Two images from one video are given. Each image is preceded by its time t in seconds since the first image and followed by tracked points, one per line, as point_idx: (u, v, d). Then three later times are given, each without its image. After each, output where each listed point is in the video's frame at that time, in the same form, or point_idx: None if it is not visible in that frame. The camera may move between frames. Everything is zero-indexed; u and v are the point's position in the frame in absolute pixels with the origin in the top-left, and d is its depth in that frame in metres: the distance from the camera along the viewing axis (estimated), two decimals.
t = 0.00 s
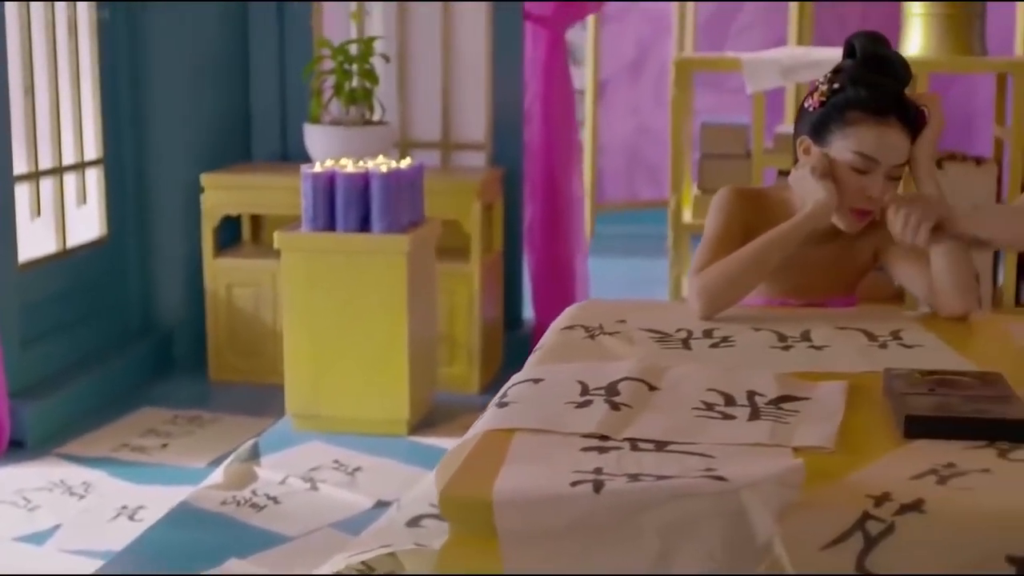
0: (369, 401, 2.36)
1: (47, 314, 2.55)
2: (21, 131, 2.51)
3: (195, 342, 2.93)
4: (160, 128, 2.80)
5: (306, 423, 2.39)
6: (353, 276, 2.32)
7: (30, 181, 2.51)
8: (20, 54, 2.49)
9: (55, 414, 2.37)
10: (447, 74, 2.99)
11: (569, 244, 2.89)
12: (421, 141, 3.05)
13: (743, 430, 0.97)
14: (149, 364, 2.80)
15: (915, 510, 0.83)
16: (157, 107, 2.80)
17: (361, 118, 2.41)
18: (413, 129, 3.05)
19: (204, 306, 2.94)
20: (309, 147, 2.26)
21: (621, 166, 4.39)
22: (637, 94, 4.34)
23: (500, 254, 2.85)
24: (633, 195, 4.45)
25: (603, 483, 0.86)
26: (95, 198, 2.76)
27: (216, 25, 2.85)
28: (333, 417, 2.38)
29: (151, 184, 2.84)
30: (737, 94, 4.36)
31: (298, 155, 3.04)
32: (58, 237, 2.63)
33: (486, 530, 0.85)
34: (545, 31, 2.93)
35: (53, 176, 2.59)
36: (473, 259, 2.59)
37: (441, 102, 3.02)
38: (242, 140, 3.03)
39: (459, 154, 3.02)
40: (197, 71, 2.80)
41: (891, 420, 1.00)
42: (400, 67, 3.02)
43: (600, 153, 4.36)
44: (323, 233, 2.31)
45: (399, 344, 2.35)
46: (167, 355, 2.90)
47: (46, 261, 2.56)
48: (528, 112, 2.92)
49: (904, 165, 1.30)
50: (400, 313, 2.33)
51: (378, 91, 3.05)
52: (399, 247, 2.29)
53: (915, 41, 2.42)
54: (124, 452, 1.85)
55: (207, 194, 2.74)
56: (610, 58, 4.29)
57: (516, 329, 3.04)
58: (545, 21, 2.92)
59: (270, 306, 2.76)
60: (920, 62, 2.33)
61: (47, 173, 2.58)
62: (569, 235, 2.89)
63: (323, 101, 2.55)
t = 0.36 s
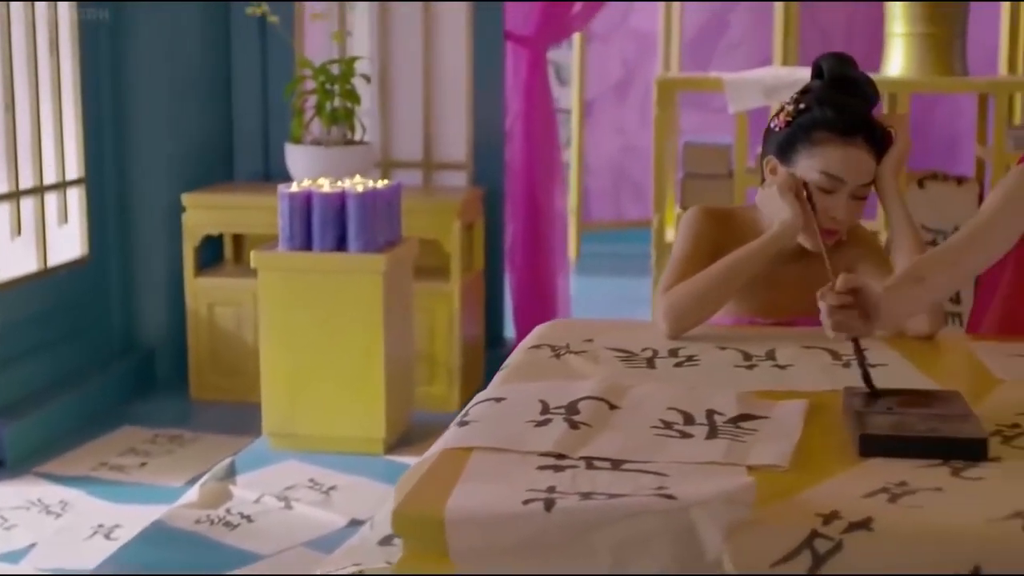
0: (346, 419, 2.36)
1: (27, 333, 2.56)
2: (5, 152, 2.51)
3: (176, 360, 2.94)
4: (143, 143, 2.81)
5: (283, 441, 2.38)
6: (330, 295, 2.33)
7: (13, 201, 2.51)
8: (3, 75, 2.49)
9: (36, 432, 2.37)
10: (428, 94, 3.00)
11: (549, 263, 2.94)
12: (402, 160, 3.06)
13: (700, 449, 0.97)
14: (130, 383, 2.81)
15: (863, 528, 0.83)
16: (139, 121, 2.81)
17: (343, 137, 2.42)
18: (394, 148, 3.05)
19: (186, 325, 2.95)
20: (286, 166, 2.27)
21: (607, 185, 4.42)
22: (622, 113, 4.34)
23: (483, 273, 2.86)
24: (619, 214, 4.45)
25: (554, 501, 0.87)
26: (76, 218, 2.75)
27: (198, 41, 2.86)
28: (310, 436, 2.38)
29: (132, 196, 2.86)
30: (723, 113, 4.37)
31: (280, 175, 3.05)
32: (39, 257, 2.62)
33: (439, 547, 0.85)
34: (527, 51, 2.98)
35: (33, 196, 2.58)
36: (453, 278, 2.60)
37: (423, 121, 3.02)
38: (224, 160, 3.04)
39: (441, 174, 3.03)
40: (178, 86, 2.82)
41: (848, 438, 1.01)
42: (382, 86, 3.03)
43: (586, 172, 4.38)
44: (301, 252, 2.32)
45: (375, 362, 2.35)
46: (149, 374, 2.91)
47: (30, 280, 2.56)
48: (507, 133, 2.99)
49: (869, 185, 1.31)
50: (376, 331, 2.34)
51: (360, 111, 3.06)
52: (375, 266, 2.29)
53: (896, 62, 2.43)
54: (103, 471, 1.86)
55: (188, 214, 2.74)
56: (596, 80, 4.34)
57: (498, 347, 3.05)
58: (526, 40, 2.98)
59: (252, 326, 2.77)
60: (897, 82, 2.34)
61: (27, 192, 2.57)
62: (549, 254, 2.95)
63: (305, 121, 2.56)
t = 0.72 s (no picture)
0: (322, 435, 2.37)
1: (8, 350, 2.56)
2: None
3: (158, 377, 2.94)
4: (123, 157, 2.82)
5: (258, 457, 2.39)
6: (307, 311, 2.33)
7: None
8: None
9: (16, 449, 2.38)
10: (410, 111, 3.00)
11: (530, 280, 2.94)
12: (382, 177, 3.06)
13: (655, 464, 0.98)
14: (110, 400, 2.81)
15: (810, 543, 0.84)
16: (120, 135, 2.81)
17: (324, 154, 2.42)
18: (375, 165, 3.06)
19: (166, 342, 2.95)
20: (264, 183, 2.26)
21: (594, 206, 4.36)
22: (608, 131, 4.32)
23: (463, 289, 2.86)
24: (606, 231, 4.42)
25: (504, 517, 0.87)
26: (56, 234, 2.75)
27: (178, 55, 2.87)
28: (287, 452, 2.38)
29: (113, 212, 2.86)
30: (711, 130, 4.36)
31: (262, 191, 3.06)
32: (21, 274, 2.62)
33: (390, 562, 0.86)
34: (508, 68, 3.01)
35: (14, 212, 2.58)
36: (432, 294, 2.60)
37: (403, 137, 3.03)
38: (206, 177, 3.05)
39: (421, 190, 3.03)
40: (158, 100, 2.83)
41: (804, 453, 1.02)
42: (363, 104, 3.03)
43: (573, 190, 4.31)
44: (278, 269, 2.31)
45: (351, 379, 2.36)
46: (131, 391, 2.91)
47: (13, 296, 2.57)
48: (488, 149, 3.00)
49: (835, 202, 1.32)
50: (351, 349, 2.34)
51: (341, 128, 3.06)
52: (350, 282, 2.29)
53: (877, 79, 2.44)
54: (81, 487, 1.86)
55: (168, 230, 2.75)
56: (581, 96, 4.25)
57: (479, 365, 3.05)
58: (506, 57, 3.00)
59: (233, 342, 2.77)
60: (874, 100, 2.35)
61: (8, 210, 2.56)
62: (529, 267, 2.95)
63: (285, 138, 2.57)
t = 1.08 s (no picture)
0: (297, 450, 2.37)
1: None
2: None
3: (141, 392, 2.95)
4: (103, 167, 2.83)
5: (233, 470, 2.39)
6: (280, 326, 2.33)
7: None
8: None
9: None
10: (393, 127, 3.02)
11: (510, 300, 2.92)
12: (364, 193, 3.07)
13: (607, 478, 0.98)
14: (90, 414, 2.81)
15: (752, 557, 0.84)
16: (98, 144, 2.82)
17: (303, 170, 2.40)
18: (356, 180, 3.06)
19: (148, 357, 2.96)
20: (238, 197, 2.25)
21: (580, 220, 4.36)
22: (594, 147, 4.32)
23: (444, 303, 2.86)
24: (592, 247, 4.40)
25: (451, 531, 0.88)
26: (37, 247, 2.76)
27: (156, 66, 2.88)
28: (262, 465, 2.39)
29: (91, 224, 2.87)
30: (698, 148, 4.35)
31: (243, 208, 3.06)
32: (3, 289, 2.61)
33: None
34: (487, 84, 2.94)
35: None
36: (412, 310, 2.61)
37: (384, 151, 3.04)
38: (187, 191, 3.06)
39: (401, 207, 3.04)
40: (137, 110, 2.84)
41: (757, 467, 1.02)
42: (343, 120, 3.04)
43: (558, 206, 4.32)
44: (251, 283, 2.30)
45: (324, 394, 2.35)
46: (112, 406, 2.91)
47: None
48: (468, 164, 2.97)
49: (797, 217, 1.33)
50: (324, 362, 2.34)
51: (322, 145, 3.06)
52: (323, 299, 2.28)
53: (858, 95, 2.45)
54: (57, 502, 1.87)
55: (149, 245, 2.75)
56: (569, 113, 4.28)
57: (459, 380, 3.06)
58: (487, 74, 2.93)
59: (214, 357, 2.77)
60: (850, 117, 2.36)
61: None
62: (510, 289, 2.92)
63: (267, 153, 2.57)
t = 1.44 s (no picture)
0: (273, 465, 2.32)
1: None
2: None
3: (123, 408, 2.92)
4: (87, 177, 2.78)
5: (210, 484, 2.35)
6: (257, 340, 2.29)
7: None
8: None
9: None
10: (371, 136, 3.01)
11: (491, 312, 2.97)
12: (347, 210, 3.07)
13: (561, 493, 0.99)
14: (75, 429, 2.80)
15: (697, 571, 0.85)
16: (81, 152, 2.77)
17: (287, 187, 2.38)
18: (339, 198, 3.06)
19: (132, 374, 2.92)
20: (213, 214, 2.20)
21: (569, 235, 4.09)
22: (582, 163, 4.06)
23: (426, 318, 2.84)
24: (580, 262, 4.12)
25: (398, 545, 0.88)
26: (20, 263, 2.69)
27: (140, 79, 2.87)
28: (238, 480, 2.34)
29: (73, 236, 2.82)
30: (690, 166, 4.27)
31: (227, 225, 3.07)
32: None
33: None
34: (470, 101, 3.03)
35: None
36: (393, 326, 2.61)
37: (367, 169, 3.03)
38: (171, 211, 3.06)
39: (384, 223, 3.04)
40: (120, 121, 2.81)
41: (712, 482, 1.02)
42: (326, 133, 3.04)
43: (546, 222, 4.06)
44: (228, 299, 2.26)
45: (301, 410, 2.31)
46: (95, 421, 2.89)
47: None
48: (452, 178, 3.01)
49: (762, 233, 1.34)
50: (298, 377, 2.29)
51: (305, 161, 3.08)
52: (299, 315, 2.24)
53: (842, 112, 2.46)
54: (36, 517, 1.87)
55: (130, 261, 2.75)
56: (555, 127, 4.03)
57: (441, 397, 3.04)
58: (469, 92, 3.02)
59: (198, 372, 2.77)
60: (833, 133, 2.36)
61: None
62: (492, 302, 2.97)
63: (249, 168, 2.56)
